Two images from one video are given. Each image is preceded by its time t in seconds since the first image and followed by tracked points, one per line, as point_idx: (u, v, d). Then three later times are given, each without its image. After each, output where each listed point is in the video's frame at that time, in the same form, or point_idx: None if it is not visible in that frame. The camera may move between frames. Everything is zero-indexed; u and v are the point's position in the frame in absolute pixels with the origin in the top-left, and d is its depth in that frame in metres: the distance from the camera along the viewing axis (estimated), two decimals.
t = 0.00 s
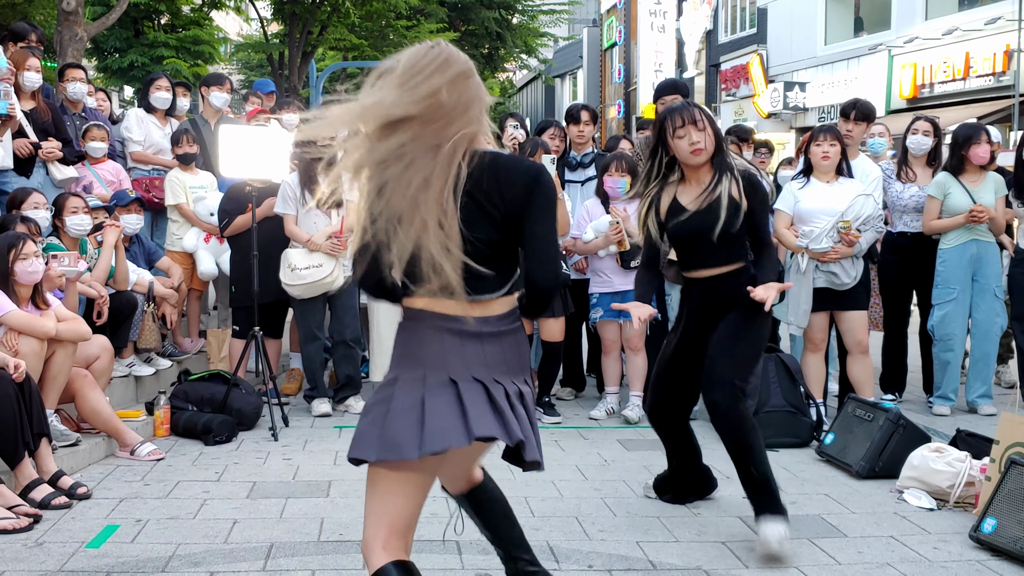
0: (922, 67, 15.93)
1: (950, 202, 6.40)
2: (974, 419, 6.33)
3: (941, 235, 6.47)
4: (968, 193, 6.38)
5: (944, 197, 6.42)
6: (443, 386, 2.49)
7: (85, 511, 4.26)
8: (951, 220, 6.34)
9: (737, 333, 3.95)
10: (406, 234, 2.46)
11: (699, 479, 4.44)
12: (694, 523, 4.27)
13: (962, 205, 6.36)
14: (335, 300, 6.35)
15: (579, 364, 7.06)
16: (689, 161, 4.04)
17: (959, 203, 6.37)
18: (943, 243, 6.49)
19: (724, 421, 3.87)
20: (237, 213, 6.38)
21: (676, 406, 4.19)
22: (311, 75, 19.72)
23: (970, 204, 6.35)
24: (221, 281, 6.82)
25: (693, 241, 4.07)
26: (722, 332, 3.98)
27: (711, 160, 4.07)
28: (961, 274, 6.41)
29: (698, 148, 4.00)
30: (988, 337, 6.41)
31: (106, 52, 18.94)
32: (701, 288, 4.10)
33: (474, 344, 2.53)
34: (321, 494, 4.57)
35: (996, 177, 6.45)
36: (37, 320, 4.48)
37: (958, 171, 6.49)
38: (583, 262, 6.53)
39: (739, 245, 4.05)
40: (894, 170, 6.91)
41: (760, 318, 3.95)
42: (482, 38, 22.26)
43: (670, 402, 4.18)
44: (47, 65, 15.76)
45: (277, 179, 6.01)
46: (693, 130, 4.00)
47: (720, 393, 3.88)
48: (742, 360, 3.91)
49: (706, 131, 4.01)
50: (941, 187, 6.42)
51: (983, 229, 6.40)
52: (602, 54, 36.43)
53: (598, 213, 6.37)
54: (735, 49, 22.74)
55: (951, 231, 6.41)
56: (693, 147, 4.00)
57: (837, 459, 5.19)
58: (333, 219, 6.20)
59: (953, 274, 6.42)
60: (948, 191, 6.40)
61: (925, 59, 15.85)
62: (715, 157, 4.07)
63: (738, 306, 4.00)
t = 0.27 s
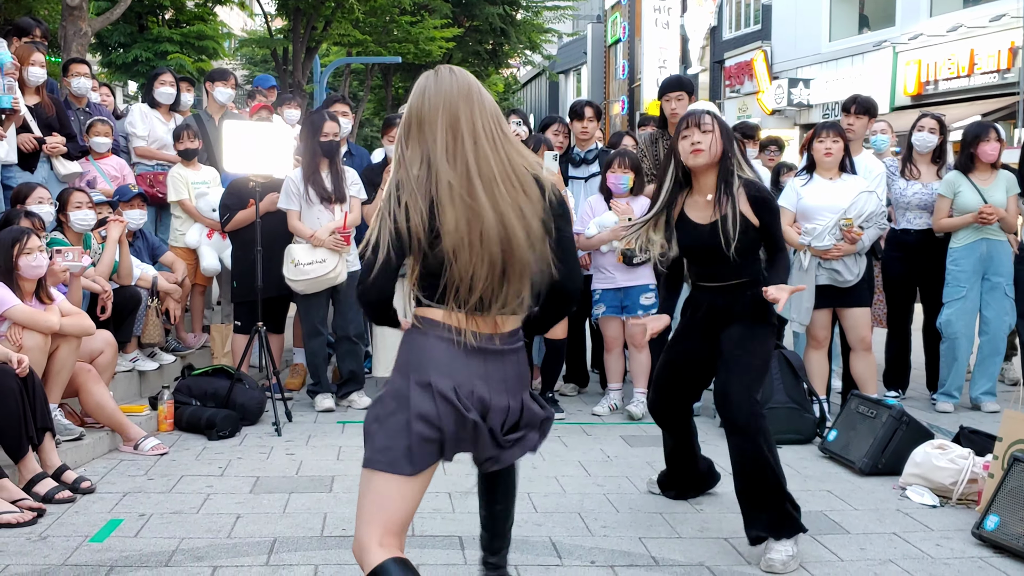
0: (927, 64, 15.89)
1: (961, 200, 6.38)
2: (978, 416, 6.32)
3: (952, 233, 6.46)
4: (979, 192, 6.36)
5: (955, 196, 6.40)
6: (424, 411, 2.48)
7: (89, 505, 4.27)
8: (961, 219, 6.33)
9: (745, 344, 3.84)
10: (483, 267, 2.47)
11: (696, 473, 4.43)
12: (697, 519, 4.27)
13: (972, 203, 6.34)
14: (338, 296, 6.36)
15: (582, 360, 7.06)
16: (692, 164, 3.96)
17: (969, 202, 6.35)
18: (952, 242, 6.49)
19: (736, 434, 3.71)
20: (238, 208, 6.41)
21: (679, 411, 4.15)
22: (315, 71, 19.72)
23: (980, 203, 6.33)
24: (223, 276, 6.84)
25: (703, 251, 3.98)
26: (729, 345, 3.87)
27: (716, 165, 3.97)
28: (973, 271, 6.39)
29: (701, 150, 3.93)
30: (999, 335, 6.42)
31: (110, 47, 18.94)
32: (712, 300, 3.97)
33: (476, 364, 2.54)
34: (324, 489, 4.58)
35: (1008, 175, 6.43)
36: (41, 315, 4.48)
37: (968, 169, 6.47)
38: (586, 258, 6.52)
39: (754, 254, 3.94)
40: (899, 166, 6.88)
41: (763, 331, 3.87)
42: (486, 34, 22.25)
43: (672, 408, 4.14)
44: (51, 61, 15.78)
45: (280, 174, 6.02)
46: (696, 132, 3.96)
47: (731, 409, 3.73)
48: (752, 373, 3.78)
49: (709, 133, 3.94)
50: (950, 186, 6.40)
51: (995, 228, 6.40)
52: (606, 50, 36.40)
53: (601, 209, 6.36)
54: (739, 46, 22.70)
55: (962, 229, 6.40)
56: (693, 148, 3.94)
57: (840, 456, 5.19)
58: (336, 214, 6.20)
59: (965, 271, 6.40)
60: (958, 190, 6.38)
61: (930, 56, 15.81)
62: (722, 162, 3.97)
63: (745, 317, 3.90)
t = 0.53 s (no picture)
0: (927, 68, 15.92)
1: (962, 205, 6.40)
2: (977, 419, 6.33)
3: (954, 236, 6.48)
4: (981, 196, 6.37)
5: (956, 200, 6.42)
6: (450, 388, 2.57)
7: (90, 507, 4.29)
8: (963, 223, 6.34)
9: (734, 341, 3.84)
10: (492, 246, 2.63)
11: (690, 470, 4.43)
12: (696, 522, 4.28)
13: (974, 207, 6.36)
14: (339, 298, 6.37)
15: (582, 363, 7.07)
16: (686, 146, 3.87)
17: (971, 206, 6.36)
18: (954, 246, 6.50)
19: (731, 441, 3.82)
20: (237, 210, 6.42)
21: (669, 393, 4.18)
22: (317, 74, 19.75)
23: (982, 207, 6.34)
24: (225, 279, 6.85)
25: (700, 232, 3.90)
26: (717, 341, 3.88)
27: (711, 146, 3.88)
28: (974, 274, 6.41)
29: (693, 130, 3.84)
30: (999, 339, 6.43)
31: (112, 50, 18.98)
32: (701, 288, 3.94)
33: (485, 336, 2.63)
34: (325, 491, 4.59)
35: (1012, 180, 6.43)
36: (43, 317, 4.50)
37: (970, 173, 6.49)
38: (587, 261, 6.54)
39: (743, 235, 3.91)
40: (899, 171, 6.90)
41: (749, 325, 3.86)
42: (487, 38, 22.29)
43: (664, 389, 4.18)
44: (54, 63, 15.82)
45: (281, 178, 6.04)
46: (692, 113, 3.87)
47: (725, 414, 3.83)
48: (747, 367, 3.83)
49: (704, 115, 3.86)
50: (953, 190, 6.42)
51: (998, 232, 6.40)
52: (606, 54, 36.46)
53: (602, 212, 6.37)
54: (740, 50, 22.73)
55: (964, 233, 6.40)
56: (687, 128, 3.85)
57: (840, 459, 5.20)
58: (337, 217, 6.22)
59: (966, 273, 6.41)
60: (960, 194, 6.40)
61: (930, 60, 15.83)
62: (716, 145, 3.88)
63: (731, 313, 3.87)
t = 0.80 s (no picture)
0: (925, 79, 15.96)
1: (961, 216, 6.40)
2: (977, 431, 6.32)
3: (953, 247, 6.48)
4: (979, 207, 6.38)
5: (956, 211, 6.42)
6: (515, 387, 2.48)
7: (87, 518, 4.27)
8: (960, 234, 6.35)
9: (721, 335, 4.09)
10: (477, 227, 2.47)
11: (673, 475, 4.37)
12: (695, 534, 4.27)
13: (973, 218, 6.36)
14: (338, 309, 6.36)
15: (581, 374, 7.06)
16: (667, 145, 4.18)
17: (970, 217, 6.36)
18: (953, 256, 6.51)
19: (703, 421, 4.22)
20: (234, 221, 6.41)
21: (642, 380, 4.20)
22: (316, 84, 19.78)
23: (981, 218, 6.34)
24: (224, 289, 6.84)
25: (684, 227, 4.11)
26: (707, 337, 4.10)
27: (692, 142, 4.20)
28: (972, 285, 6.41)
29: (673, 130, 4.15)
30: (998, 351, 6.43)
31: (111, 60, 19.02)
32: (680, 282, 4.14)
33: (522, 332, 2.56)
34: (323, 502, 4.57)
35: (1011, 192, 6.45)
36: (41, 327, 4.49)
37: (970, 184, 6.50)
38: (586, 272, 6.58)
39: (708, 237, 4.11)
40: (898, 182, 6.90)
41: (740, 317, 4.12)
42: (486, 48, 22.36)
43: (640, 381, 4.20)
44: (53, 73, 15.84)
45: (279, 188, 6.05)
46: (671, 111, 4.15)
47: (703, 400, 4.17)
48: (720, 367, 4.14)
49: (683, 114, 4.16)
50: (952, 201, 6.43)
51: (997, 243, 6.40)
52: (605, 65, 36.55)
53: (602, 223, 6.37)
54: (738, 61, 22.79)
55: (962, 243, 6.40)
56: (667, 128, 4.15)
57: (839, 471, 5.18)
58: (335, 227, 6.23)
59: (965, 285, 6.41)
60: (959, 205, 6.40)
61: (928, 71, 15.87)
62: (696, 138, 4.20)
63: (723, 305, 4.10)
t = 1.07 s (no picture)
0: (925, 86, 15.99)
1: (961, 221, 6.42)
2: (977, 437, 6.31)
3: (952, 253, 6.47)
4: (979, 213, 6.39)
5: (955, 216, 6.43)
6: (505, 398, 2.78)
7: (86, 525, 4.26)
8: (961, 239, 6.35)
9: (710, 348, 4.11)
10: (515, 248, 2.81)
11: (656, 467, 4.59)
12: (695, 540, 4.26)
13: (972, 224, 6.38)
14: (337, 315, 6.36)
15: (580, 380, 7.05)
16: (648, 167, 4.11)
17: (970, 222, 6.38)
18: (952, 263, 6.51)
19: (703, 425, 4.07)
20: (232, 227, 6.40)
21: (636, 388, 4.38)
22: (315, 91, 19.80)
23: (980, 224, 6.36)
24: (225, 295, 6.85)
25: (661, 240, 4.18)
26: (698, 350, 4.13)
27: (668, 168, 4.13)
28: (972, 291, 6.41)
29: (658, 153, 4.08)
30: (998, 357, 6.43)
31: (111, 66, 19.05)
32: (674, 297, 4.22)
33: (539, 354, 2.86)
34: (322, 509, 4.56)
35: (1008, 198, 6.46)
36: (40, 333, 4.49)
37: (969, 190, 6.50)
38: (586, 277, 6.63)
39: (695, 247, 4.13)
40: (898, 188, 6.90)
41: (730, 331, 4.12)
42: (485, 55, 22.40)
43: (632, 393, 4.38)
44: (53, 79, 15.85)
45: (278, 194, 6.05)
46: (653, 134, 4.09)
47: (696, 403, 4.07)
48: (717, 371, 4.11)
49: (665, 136, 4.08)
50: (951, 207, 6.44)
51: (996, 249, 6.42)
52: (605, 71, 36.60)
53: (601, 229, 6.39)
54: (737, 67, 22.82)
55: (962, 249, 6.40)
56: (652, 152, 4.07)
57: (839, 477, 5.18)
58: (335, 234, 6.25)
59: (964, 291, 6.41)
60: (959, 210, 6.42)
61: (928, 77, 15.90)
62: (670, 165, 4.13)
63: (708, 318, 4.15)
